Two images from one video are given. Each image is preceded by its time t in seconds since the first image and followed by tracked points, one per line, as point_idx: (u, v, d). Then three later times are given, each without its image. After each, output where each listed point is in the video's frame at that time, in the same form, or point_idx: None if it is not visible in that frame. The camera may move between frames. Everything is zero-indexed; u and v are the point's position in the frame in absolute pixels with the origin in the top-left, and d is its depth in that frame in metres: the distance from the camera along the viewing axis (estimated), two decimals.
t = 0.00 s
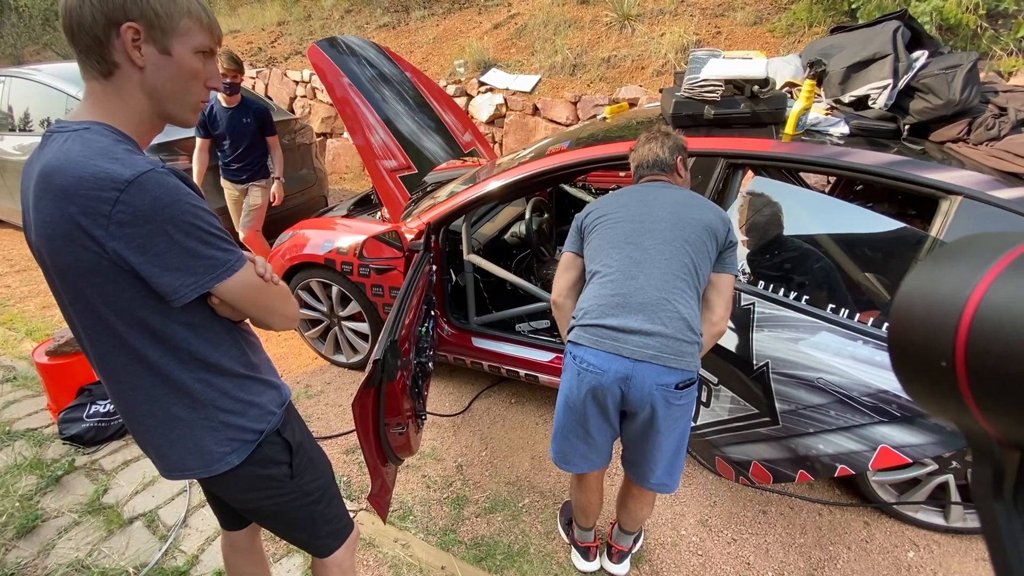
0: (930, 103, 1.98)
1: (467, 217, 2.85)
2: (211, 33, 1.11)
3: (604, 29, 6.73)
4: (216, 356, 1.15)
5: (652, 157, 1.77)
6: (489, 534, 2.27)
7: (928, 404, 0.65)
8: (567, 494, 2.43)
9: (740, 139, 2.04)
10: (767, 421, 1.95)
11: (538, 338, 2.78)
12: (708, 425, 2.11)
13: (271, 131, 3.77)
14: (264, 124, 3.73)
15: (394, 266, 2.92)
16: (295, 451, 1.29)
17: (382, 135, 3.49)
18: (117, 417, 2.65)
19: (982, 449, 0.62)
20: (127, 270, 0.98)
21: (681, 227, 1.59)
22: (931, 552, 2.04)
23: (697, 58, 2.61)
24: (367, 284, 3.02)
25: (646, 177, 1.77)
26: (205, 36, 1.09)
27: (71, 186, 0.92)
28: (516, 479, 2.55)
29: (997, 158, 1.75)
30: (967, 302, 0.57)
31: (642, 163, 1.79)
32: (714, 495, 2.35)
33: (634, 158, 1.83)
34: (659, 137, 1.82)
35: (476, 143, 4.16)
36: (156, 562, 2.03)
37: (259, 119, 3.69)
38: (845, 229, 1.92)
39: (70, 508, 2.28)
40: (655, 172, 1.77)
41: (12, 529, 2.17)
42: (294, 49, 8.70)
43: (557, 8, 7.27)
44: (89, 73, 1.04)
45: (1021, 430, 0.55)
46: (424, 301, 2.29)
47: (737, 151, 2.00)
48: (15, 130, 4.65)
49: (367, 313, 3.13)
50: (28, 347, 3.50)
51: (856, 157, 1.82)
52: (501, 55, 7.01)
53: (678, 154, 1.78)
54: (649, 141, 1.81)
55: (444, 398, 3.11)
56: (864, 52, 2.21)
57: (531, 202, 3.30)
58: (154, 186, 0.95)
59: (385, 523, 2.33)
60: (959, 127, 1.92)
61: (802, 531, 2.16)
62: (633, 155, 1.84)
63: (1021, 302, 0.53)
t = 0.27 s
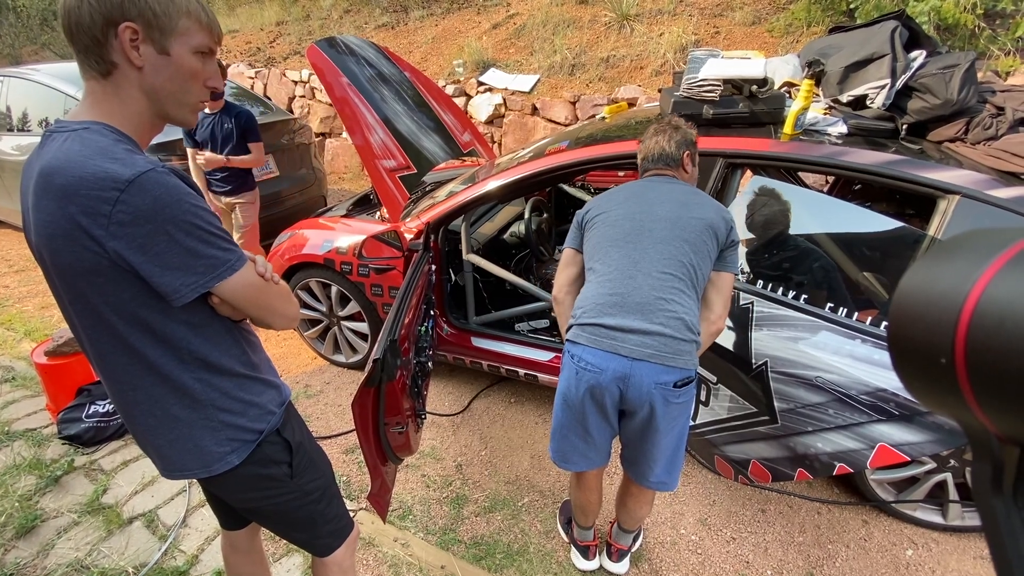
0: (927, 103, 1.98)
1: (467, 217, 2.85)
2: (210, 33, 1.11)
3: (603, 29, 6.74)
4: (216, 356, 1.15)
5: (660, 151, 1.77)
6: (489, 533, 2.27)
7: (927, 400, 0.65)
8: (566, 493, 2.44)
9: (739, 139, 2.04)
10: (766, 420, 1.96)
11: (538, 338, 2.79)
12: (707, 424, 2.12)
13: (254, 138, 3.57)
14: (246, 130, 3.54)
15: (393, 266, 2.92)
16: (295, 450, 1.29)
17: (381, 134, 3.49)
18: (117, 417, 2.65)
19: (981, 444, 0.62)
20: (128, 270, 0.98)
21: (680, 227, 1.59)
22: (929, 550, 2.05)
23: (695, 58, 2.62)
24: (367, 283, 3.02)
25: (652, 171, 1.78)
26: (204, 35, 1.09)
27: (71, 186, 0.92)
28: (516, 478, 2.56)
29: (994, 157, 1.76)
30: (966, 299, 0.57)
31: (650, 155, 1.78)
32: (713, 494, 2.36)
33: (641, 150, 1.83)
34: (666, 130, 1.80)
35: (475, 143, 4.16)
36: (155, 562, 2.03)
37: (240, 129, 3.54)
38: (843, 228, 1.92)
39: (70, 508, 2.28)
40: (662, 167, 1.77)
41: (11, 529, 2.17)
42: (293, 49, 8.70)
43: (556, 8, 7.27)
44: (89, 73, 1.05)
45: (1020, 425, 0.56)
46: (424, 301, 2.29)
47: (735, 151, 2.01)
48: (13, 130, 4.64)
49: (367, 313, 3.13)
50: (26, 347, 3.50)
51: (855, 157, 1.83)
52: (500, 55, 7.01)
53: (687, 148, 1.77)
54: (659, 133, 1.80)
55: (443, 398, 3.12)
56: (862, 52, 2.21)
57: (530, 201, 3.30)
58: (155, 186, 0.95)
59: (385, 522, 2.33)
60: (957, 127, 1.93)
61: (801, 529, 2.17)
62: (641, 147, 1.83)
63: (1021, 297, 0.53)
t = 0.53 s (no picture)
0: (925, 100, 1.98)
1: (464, 215, 2.84)
2: (199, 27, 1.10)
3: (601, 28, 6.73)
4: (208, 354, 1.14)
5: (664, 145, 1.76)
6: (486, 533, 2.26)
7: (925, 407, 0.64)
8: (564, 493, 2.43)
9: (737, 137, 2.04)
10: (764, 419, 1.95)
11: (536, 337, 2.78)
12: (705, 423, 2.11)
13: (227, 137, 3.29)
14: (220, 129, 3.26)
15: (390, 265, 2.90)
16: (289, 450, 1.28)
17: (378, 133, 3.49)
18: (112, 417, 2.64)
19: (982, 452, 0.61)
20: (116, 268, 0.97)
21: (677, 226, 1.58)
22: (928, 549, 2.04)
23: (693, 56, 2.61)
24: (363, 283, 3.01)
25: (655, 166, 1.77)
26: (193, 28, 1.08)
27: (57, 182, 0.91)
28: (513, 478, 2.55)
29: (992, 155, 1.76)
30: (964, 305, 0.56)
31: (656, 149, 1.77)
32: (711, 493, 2.35)
33: (646, 145, 1.82)
34: (672, 125, 1.79)
35: (472, 142, 4.14)
36: (150, 563, 2.01)
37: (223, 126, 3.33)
38: (841, 226, 1.90)
39: (64, 509, 2.27)
40: (666, 162, 1.76)
41: (5, 530, 2.16)
42: (290, 48, 8.67)
43: (554, 8, 7.26)
44: (75, 69, 1.04)
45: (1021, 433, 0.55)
46: (420, 300, 2.28)
47: (733, 149, 2.00)
48: (9, 129, 4.62)
49: (363, 313, 3.12)
50: (22, 347, 3.48)
51: (853, 155, 1.82)
52: (498, 54, 6.99)
53: (692, 144, 1.76)
54: (665, 126, 1.80)
55: (441, 397, 3.11)
56: (859, 50, 2.20)
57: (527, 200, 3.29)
58: (142, 182, 0.93)
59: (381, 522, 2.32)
60: (955, 124, 1.92)
61: (799, 528, 2.16)
62: (645, 141, 1.82)
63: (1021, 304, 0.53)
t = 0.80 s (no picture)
0: (923, 97, 1.96)
1: (459, 213, 2.81)
2: (179, 16, 1.08)
3: (598, 27, 6.71)
4: (194, 352, 1.12)
5: (661, 143, 1.74)
6: (482, 534, 2.25)
7: (928, 425, 0.69)
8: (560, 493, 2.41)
9: (733, 133, 2.02)
10: (761, 417, 1.94)
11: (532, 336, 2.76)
12: (701, 422, 2.09)
13: (213, 134, 3.22)
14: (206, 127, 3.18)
15: (384, 264, 2.88)
16: (278, 450, 1.26)
17: (373, 131, 3.47)
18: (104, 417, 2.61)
19: (983, 469, 0.67)
20: (96, 262, 0.95)
21: (673, 224, 1.56)
22: (926, 548, 2.03)
23: (689, 53, 2.59)
24: (358, 281, 2.99)
25: (652, 164, 1.75)
26: (173, 18, 1.06)
27: (32, 174, 0.89)
28: (509, 478, 2.53)
29: (990, 151, 1.74)
30: (961, 326, 0.62)
31: (654, 146, 1.75)
32: (708, 492, 2.34)
33: (643, 142, 1.80)
34: (670, 122, 1.77)
35: (469, 140, 4.12)
36: (142, 565, 1.99)
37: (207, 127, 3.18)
38: (839, 224, 1.89)
39: (55, 509, 2.24)
40: (663, 160, 1.74)
41: None
42: (287, 47, 8.64)
43: (551, 6, 7.25)
44: (53, 59, 1.01)
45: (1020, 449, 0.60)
46: (415, 298, 2.26)
47: (730, 146, 1.99)
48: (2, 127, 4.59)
49: (358, 311, 3.09)
50: (14, 347, 3.45)
51: (850, 151, 1.81)
52: (495, 53, 6.97)
53: (689, 142, 1.74)
54: (661, 124, 1.78)
55: (436, 396, 3.09)
56: (856, 46, 2.19)
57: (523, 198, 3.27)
58: (120, 173, 0.92)
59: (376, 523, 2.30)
60: (953, 121, 1.91)
61: (797, 528, 2.15)
62: (642, 139, 1.80)
63: (1014, 325, 0.59)
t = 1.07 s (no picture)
0: (919, 96, 1.96)
1: (456, 213, 2.80)
2: (169, 14, 1.07)
3: (596, 26, 6.70)
4: (184, 351, 1.11)
5: (653, 144, 1.73)
6: (478, 534, 2.24)
7: (929, 430, 0.70)
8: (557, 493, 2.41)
9: (729, 133, 2.02)
10: (757, 417, 1.93)
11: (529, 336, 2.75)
12: (698, 422, 2.09)
13: (200, 140, 2.93)
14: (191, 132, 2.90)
15: (380, 264, 2.87)
16: (270, 451, 1.25)
17: (369, 131, 3.46)
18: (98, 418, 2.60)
19: (984, 476, 0.67)
20: (84, 260, 0.94)
21: (669, 225, 1.55)
22: (923, 548, 2.03)
23: (686, 52, 2.59)
24: (354, 282, 2.97)
25: (645, 165, 1.75)
26: (163, 16, 1.05)
27: (18, 171, 0.88)
28: (506, 478, 2.52)
29: (986, 150, 1.74)
30: (962, 331, 0.63)
31: (646, 148, 1.74)
32: (705, 492, 2.33)
33: (634, 144, 1.79)
34: (662, 124, 1.76)
35: (466, 140, 4.11)
36: (135, 567, 1.98)
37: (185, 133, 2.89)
38: (835, 223, 1.89)
39: (48, 511, 2.23)
40: (656, 160, 1.73)
41: None
42: (284, 47, 8.61)
43: (549, 6, 7.24)
44: (41, 56, 1.00)
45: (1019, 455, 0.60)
46: (410, 298, 2.25)
47: (725, 145, 1.98)
48: None
49: (354, 311, 3.08)
50: (8, 348, 3.43)
51: (846, 150, 1.80)
52: (493, 52, 6.96)
53: (681, 144, 1.74)
54: (653, 126, 1.77)
55: (433, 397, 3.08)
56: (853, 45, 2.19)
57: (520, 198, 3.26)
58: (108, 170, 0.91)
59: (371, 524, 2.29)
60: (949, 119, 1.90)
61: (793, 528, 2.15)
62: (634, 140, 1.79)
63: (1013, 328, 0.59)
